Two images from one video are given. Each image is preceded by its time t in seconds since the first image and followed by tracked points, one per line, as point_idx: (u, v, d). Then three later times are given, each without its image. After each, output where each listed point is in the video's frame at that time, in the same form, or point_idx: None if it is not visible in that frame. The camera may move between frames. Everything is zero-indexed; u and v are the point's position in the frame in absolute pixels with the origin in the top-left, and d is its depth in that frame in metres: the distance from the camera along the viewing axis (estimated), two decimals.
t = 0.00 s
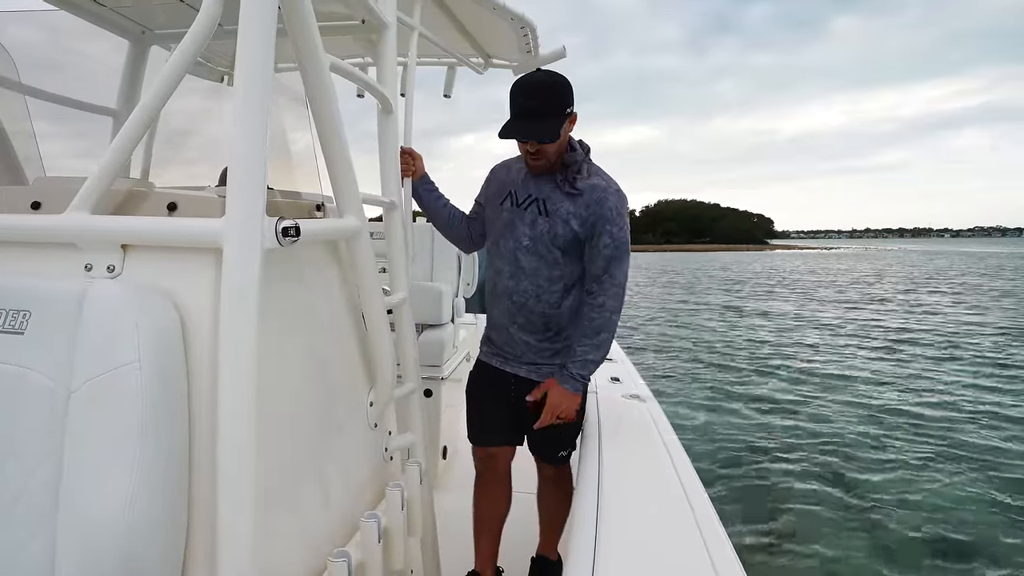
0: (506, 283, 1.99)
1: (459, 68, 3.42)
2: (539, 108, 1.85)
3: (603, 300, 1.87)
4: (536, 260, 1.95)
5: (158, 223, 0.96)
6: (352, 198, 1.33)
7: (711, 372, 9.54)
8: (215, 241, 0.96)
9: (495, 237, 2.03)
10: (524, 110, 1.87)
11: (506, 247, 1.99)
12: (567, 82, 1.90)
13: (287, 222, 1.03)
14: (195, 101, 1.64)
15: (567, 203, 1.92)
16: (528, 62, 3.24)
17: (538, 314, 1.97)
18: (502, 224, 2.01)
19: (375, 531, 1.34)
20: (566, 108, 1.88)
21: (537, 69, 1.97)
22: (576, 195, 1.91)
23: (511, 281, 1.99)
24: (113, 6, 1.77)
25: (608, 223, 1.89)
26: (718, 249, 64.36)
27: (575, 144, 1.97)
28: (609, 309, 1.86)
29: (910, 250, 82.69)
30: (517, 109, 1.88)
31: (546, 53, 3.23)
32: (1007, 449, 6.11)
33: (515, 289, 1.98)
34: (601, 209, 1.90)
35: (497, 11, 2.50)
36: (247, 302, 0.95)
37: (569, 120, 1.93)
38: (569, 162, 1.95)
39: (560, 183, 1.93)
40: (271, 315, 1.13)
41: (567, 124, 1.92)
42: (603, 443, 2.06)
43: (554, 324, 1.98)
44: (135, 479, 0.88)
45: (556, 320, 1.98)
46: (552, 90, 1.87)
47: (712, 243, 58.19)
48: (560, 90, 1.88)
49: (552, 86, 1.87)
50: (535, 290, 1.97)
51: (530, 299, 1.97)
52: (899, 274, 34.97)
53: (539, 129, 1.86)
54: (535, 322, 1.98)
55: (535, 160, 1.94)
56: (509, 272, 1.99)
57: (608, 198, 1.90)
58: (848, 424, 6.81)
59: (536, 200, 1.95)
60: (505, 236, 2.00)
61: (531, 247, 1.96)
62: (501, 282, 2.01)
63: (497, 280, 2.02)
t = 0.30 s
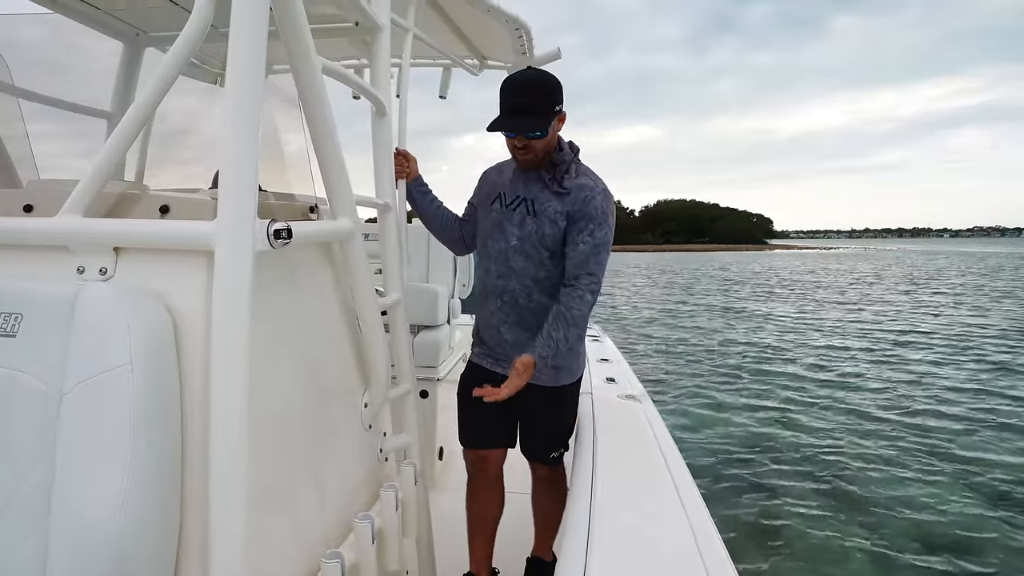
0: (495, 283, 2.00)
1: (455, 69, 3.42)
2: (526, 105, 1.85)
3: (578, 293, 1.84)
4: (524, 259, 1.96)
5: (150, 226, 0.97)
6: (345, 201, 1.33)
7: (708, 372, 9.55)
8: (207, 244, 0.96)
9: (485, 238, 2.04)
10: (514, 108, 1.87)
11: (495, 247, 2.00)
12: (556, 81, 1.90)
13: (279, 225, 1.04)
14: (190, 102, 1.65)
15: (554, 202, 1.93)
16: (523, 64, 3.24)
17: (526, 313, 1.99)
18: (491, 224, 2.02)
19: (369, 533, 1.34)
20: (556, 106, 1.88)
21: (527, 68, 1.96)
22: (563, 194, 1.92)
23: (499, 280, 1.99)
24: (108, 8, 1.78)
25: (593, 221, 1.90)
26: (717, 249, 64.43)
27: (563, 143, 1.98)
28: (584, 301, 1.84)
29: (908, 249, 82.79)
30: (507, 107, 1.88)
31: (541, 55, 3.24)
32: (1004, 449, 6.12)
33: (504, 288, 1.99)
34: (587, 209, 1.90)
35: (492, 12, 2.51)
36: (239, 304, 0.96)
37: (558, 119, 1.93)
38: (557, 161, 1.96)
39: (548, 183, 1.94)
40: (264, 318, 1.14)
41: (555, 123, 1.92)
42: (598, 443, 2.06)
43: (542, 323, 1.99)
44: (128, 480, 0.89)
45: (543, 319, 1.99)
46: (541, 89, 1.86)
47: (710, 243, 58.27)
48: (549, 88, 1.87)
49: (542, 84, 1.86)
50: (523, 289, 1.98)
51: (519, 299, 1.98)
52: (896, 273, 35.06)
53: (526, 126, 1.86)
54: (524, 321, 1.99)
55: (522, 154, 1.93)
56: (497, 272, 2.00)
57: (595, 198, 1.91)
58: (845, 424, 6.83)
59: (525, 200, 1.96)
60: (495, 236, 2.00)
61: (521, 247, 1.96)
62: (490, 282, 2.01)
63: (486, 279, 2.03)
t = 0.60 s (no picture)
0: (493, 283, 2.00)
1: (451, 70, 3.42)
2: (523, 102, 1.85)
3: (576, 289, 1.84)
4: (522, 258, 1.97)
5: (143, 228, 0.97)
6: (340, 202, 1.33)
7: (706, 372, 9.55)
8: (200, 245, 0.96)
9: (482, 238, 2.04)
10: (510, 104, 1.86)
11: (493, 247, 2.00)
12: (552, 78, 1.90)
13: (273, 226, 1.04)
14: (185, 103, 1.65)
15: (551, 199, 1.93)
16: (519, 65, 3.24)
17: (524, 312, 1.99)
18: (488, 224, 2.02)
19: (364, 534, 1.34)
20: (552, 103, 1.88)
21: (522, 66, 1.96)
22: (559, 190, 1.93)
23: (497, 280, 1.99)
24: (102, 9, 1.76)
25: (588, 217, 1.91)
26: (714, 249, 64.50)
27: (558, 141, 1.98)
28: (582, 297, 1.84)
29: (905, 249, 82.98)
30: (503, 103, 1.88)
31: (537, 55, 3.24)
32: (1000, 447, 6.14)
33: (502, 288, 1.99)
34: (584, 204, 1.91)
35: (488, 13, 2.52)
36: (232, 306, 0.96)
37: (553, 116, 1.93)
38: (553, 159, 1.96)
39: (543, 180, 1.94)
40: (258, 319, 1.14)
41: (550, 120, 1.92)
42: (594, 443, 2.06)
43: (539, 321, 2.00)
44: (121, 482, 0.89)
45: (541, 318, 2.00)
46: (537, 86, 1.86)
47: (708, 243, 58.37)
48: (545, 85, 1.87)
49: (539, 80, 1.86)
50: (521, 289, 1.98)
51: (517, 298, 1.98)
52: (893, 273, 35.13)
53: (521, 122, 1.85)
54: (523, 321, 2.00)
55: (516, 149, 1.93)
56: (496, 271, 2.00)
57: (590, 193, 1.92)
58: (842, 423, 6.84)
59: (521, 198, 1.96)
60: (492, 236, 2.00)
61: (518, 246, 1.97)
62: (488, 282, 2.01)
63: (484, 280, 2.02)
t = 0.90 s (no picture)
0: (493, 282, 2.00)
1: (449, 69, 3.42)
2: (525, 100, 1.85)
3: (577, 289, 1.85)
4: (522, 257, 1.96)
5: (141, 226, 0.97)
6: (338, 201, 1.33)
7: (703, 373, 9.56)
8: (199, 244, 0.96)
9: (481, 237, 2.03)
10: (513, 103, 1.86)
11: (492, 247, 1.99)
12: (554, 78, 1.90)
13: (272, 225, 1.04)
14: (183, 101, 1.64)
15: (552, 198, 1.93)
16: (517, 64, 3.24)
17: (523, 311, 1.99)
18: (488, 223, 2.02)
19: (362, 533, 1.34)
20: (554, 102, 1.88)
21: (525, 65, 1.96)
22: (561, 190, 1.93)
23: (497, 279, 1.99)
24: (100, 7, 1.78)
25: (590, 217, 1.91)
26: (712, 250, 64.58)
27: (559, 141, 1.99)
28: (583, 298, 1.84)
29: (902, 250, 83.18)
30: (506, 102, 1.88)
31: (536, 55, 3.24)
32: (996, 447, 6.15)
33: (502, 287, 1.99)
34: (585, 204, 1.92)
35: (487, 13, 2.52)
36: (231, 306, 0.96)
37: (555, 116, 1.93)
38: (554, 159, 1.96)
39: (545, 180, 1.94)
40: (256, 318, 1.13)
41: (552, 120, 1.92)
42: (591, 443, 2.07)
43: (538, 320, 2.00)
44: (119, 480, 0.88)
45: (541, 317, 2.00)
46: (540, 85, 1.86)
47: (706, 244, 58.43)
48: (548, 85, 1.87)
49: (542, 79, 1.86)
50: (521, 288, 1.98)
51: (516, 297, 1.98)
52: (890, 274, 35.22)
53: (524, 122, 1.85)
54: (522, 320, 2.00)
55: (517, 147, 1.93)
56: (496, 270, 1.99)
57: (592, 193, 1.92)
58: (839, 424, 6.85)
59: (522, 197, 1.96)
60: (492, 235, 2.00)
61: (518, 245, 1.96)
62: (488, 281, 2.01)
63: (483, 279, 2.02)
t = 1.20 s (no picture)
0: (492, 281, 2.00)
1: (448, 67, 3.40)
2: (525, 99, 1.85)
3: (576, 289, 1.84)
4: (522, 256, 1.96)
5: (137, 221, 0.96)
6: (337, 198, 1.33)
7: (701, 373, 9.56)
8: (196, 240, 0.96)
9: (480, 236, 2.03)
10: (513, 102, 1.86)
11: (492, 245, 1.99)
12: (553, 77, 1.90)
13: (269, 222, 1.03)
14: (180, 97, 1.63)
15: (551, 197, 1.93)
16: (517, 63, 3.23)
17: (522, 310, 1.99)
18: (487, 222, 2.01)
19: (359, 532, 1.33)
20: (554, 102, 1.88)
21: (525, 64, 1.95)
22: (560, 188, 1.92)
23: (496, 278, 1.99)
24: None
25: (589, 216, 1.91)
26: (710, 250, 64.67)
27: (559, 141, 1.98)
28: (583, 297, 1.84)
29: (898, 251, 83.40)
30: (505, 101, 1.87)
31: (535, 53, 3.23)
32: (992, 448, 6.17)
33: (501, 286, 1.98)
34: (584, 203, 1.91)
35: (487, 11, 2.51)
36: (229, 303, 0.95)
37: (555, 115, 1.93)
38: (554, 158, 1.95)
39: (544, 179, 1.94)
40: (254, 315, 1.13)
41: (552, 119, 1.92)
42: (589, 442, 2.06)
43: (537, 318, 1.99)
44: (115, 478, 0.88)
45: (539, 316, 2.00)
46: (540, 84, 1.85)
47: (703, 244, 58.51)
48: (548, 84, 1.87)
49: (541, 79, 1.86)
50: (520, 287, 1.98)
51: (515, 295, 1.98)
52: (887, 275, 35.31)
53: (524, 123, 1.85)
54: (521, 318, 1.99)
55: (516, 147, 1.92)
56: (495, 269, 1.99)
57: (591, 193, 1.92)
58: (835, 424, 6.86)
59: (521, 196, 1.96)
60: (490, 234, 2.00)
61: (517, 244, 1.96)
62: (487, 280, 2.00)
63: (482, 277, 2.02)
